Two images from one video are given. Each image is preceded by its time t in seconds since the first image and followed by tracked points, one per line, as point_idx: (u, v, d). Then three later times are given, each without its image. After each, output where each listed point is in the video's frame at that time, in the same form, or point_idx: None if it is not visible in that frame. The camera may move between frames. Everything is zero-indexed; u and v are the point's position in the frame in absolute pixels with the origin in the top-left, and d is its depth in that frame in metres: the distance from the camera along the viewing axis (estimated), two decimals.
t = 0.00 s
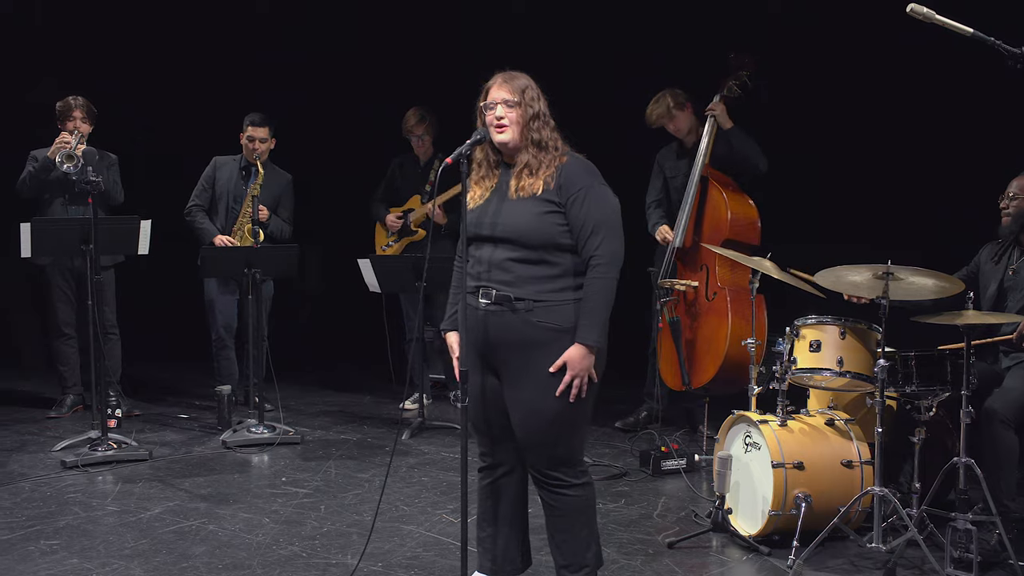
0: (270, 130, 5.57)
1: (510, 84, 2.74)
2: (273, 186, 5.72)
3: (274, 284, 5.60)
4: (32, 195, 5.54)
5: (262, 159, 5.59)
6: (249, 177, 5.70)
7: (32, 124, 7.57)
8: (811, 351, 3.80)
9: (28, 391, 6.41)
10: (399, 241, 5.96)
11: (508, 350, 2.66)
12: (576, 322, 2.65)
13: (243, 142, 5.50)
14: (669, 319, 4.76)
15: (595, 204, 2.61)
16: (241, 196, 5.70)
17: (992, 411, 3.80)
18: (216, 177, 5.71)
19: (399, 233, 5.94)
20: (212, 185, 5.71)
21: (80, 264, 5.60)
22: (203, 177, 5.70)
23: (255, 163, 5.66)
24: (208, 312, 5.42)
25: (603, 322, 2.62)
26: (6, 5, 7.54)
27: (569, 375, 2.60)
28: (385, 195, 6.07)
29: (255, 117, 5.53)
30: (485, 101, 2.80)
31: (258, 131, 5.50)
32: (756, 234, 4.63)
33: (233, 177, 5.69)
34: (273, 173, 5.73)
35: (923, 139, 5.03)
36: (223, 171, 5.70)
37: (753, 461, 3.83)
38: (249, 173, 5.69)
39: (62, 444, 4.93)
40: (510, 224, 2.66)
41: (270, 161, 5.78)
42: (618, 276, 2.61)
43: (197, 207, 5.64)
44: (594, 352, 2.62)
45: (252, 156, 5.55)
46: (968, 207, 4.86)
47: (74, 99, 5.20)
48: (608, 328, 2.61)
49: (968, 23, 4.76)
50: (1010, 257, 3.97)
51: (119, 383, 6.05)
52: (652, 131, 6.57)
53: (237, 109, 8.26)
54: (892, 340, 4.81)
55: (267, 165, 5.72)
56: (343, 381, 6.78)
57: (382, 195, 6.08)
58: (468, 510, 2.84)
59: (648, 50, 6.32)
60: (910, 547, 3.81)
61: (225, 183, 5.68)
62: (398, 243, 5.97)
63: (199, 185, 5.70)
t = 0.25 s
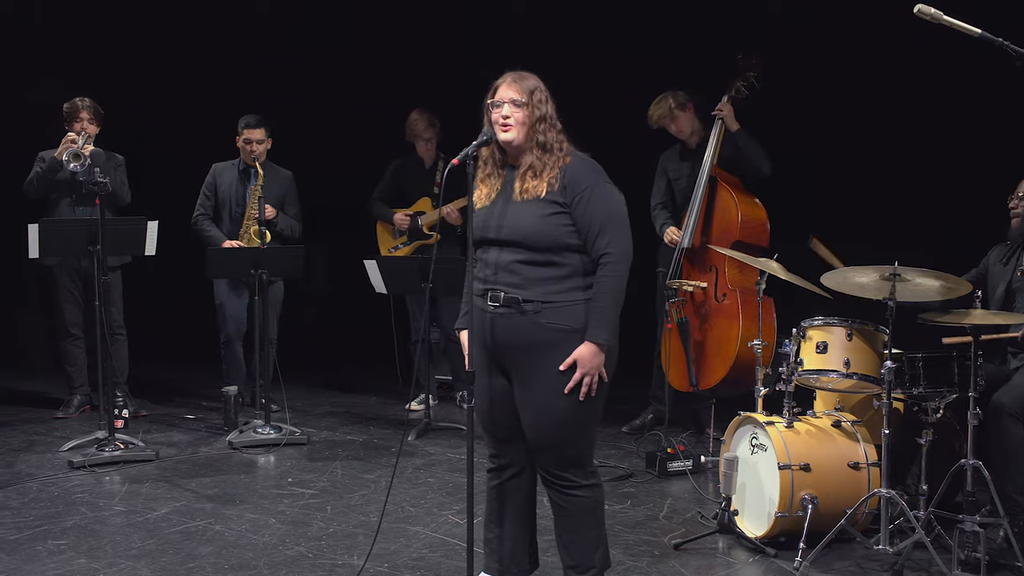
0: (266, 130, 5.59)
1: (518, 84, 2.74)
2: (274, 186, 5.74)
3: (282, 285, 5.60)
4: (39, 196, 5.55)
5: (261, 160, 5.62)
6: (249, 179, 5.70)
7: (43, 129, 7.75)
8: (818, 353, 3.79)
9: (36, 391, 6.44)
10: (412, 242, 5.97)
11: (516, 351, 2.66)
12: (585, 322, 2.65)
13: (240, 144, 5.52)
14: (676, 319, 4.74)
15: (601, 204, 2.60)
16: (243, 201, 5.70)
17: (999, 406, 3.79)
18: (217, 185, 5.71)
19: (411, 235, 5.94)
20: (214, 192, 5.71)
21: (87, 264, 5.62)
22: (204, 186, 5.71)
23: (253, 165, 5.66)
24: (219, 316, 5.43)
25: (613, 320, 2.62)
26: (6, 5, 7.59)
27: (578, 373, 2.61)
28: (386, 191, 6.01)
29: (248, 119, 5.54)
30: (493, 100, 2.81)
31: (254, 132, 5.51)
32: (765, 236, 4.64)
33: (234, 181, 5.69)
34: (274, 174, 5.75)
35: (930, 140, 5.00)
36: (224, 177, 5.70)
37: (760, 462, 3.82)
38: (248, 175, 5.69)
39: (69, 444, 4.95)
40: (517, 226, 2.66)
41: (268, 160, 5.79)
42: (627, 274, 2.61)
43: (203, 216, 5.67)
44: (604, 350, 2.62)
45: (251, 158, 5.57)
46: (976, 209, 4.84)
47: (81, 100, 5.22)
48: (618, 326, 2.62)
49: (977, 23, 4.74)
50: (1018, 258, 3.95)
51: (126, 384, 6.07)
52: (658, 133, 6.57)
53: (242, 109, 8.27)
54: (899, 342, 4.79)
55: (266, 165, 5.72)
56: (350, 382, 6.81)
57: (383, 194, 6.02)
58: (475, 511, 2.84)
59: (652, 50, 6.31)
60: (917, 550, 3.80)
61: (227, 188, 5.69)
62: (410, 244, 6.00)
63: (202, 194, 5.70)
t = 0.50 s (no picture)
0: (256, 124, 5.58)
1: (529, 85, 2.74)
2: (275, 178, 5.72)
3: (293, 283, 5.60)
4: (50, 196, 5.57)
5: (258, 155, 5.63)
6: (248, 177, 5.71)
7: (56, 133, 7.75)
8: (828, 355, 3.78)
9: (47, 391, 6.47)
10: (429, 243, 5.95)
11: (526, 352, 2.66)
12: (595, 323, 2.65)
13: (236, 143, 5.53)
14: (682, 321, 4.73)
15: (610, 204, 2.60)
16: (247, 199, 5.71)
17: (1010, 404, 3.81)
18: (220, 187, 5.73)
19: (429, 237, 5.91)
20: (218, 195, 5.73)
21: (98, 265, 5.64)
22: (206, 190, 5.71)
23: (251, 161, 5.67)
24: (231, 315, 5.45)
25: (624, 321, 2.62)
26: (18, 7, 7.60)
27: (589, 373, 2.60)
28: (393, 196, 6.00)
29: (238, 116, 5.52)
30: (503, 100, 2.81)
31: (246, 128, 5.50)
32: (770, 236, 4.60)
33: (235, 182, 5.71)
34: (272, 167, 5.73)
35: (940, 140, 4.98)
36: (224, 179, 5.71)
37: (769, 464, 3.81)
38: (247, 172, 5.70)
39: (80, 444, 4.97)
40: (525, 228, 2.66)
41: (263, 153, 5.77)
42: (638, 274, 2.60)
43: (209, 219, 5.70)
44: (615, 350, 2.62)
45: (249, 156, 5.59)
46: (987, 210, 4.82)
47: (91, 101, 5.23)
48: (629, 326, 2.62)
49: (989, 24, 4.72)
50: None
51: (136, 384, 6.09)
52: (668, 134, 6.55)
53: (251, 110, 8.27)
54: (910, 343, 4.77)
55: (263, 160, 5.71)
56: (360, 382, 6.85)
57: (390, 198, 6.00)
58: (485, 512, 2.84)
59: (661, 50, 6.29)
60: (928, 552, 3.78)
61: (229, 188, 5.70)
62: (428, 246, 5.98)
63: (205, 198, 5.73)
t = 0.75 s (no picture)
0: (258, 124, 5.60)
1: (541, 85, 2.74)
2: (279, 174, 5.73)
3: (301, 283, 5.60)
4: (60, 197, 5.58)
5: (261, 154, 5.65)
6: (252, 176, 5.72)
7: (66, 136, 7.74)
8: (838, 356, 3.77)
9: (57, 391, 6.49)
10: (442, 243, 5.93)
11: (535, 353, 2.66)
12: (604, 323, 2.65)
13: (238, 143, 5.55)
14: (691, 322, 4.70)
15: (618, 204, 2.60)
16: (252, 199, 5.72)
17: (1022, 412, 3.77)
18: (223, 189, 5.72)
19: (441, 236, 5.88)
20: (222, 197, 5.73)
21: (108, 265, 5.65)
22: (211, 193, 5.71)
23: (255, 161, 5.69)
24: (240, 317, 5.45)
25: (633, 322, 2.62)
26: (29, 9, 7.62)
27: (598, 375, 2.60)
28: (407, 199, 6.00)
29: (240, 117, 5.55)
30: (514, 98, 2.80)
31: (249, 128, 5.53)
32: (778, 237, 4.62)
33: (240, 184, 5.70)
34: (275, 165, 5.74)
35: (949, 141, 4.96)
36: (228, 181, 5.71)
37: (779, 465, 3.80)
38: (251, 172, 5.71)
39: (90, 444, 4.98)
40: (534, 228, 2.66)
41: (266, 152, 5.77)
42: (645, 275, 2.60)
43: (215, 221, 5.72)
44: (624, 352, 2.62)
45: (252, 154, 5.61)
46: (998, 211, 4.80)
47: (102, 102, 5.24)
48: (637, 328, 2.61)
49: (1000, 24, 4.70)
50: None
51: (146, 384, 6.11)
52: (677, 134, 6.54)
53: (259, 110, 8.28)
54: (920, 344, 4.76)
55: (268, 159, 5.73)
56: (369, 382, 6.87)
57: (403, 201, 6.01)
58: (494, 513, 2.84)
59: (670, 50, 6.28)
60: (938, 554, 3.77)
61: (234, 189, 5.70)
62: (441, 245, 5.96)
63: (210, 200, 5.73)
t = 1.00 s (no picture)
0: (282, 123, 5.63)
1: (560, 84, 2.73)
2: (294, 177, 5.72)
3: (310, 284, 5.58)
4: (73, 197, 5.60)
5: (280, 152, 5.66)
6: (269, 174, 5.73)
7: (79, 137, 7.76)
8: (851, 357, 3.76)
9: (71, 391, 6.52)
10: (450, 244, 5.92)
11: (546, 354, 2.65)
12: (614, 324, 2.65)
13: (259, 139, 5.56)
14: (704, 324, 4.66)
15: (629, 206, 2.60)
16: (266, 195, 5.72)
17: None
18: (238, 182, 5.75)
19: (449, 236, 5.89)
20: (236, 189, 5.75)
21: (122, 266, 5.66)
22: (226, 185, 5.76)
23: (273, 158, 5.70)
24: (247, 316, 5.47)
25: (642, 324, 2.61)
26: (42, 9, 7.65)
27: (609, 378, 2.60)
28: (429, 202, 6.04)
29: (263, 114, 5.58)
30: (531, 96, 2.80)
31: (271, 125, 5.56)
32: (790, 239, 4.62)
33: (254, 178, 5.73)
34: (292, 168, 5.72)
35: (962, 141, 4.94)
36: (243, 175, 5.74)
37: (792, 467, 3.79)
38: (268, 169, 5.73)
39: (104, 444, 5.00)
40: (547, 227, 2.65)
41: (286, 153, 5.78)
42: (654, 277, 2.60)
43: (226, 213, 5.73)
44: (634, 355, 2.62)
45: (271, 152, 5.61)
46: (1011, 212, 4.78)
47: (116, 102, 5.26)
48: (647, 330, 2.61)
49: (1014, 24, 4.68)
50: None
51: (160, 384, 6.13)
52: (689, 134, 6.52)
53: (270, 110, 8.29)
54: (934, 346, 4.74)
55: (286, 159, 5.73)
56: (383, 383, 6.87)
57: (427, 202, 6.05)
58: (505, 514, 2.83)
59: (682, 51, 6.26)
60: (952, 556, 3.76)
61: (248, 183, 5.73)
62: (449, 247, 5.94)
63: (224, 191, 5.76)
